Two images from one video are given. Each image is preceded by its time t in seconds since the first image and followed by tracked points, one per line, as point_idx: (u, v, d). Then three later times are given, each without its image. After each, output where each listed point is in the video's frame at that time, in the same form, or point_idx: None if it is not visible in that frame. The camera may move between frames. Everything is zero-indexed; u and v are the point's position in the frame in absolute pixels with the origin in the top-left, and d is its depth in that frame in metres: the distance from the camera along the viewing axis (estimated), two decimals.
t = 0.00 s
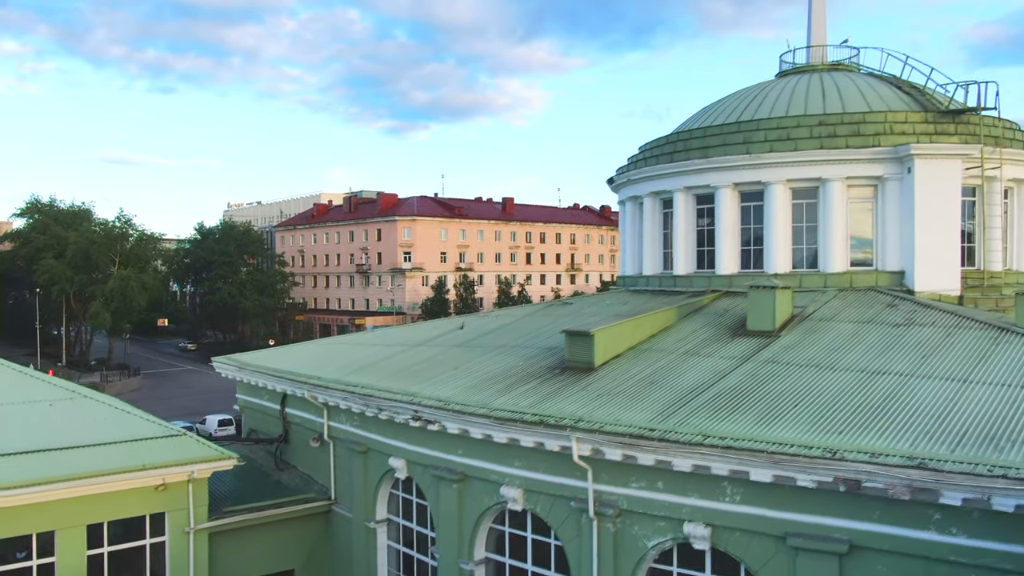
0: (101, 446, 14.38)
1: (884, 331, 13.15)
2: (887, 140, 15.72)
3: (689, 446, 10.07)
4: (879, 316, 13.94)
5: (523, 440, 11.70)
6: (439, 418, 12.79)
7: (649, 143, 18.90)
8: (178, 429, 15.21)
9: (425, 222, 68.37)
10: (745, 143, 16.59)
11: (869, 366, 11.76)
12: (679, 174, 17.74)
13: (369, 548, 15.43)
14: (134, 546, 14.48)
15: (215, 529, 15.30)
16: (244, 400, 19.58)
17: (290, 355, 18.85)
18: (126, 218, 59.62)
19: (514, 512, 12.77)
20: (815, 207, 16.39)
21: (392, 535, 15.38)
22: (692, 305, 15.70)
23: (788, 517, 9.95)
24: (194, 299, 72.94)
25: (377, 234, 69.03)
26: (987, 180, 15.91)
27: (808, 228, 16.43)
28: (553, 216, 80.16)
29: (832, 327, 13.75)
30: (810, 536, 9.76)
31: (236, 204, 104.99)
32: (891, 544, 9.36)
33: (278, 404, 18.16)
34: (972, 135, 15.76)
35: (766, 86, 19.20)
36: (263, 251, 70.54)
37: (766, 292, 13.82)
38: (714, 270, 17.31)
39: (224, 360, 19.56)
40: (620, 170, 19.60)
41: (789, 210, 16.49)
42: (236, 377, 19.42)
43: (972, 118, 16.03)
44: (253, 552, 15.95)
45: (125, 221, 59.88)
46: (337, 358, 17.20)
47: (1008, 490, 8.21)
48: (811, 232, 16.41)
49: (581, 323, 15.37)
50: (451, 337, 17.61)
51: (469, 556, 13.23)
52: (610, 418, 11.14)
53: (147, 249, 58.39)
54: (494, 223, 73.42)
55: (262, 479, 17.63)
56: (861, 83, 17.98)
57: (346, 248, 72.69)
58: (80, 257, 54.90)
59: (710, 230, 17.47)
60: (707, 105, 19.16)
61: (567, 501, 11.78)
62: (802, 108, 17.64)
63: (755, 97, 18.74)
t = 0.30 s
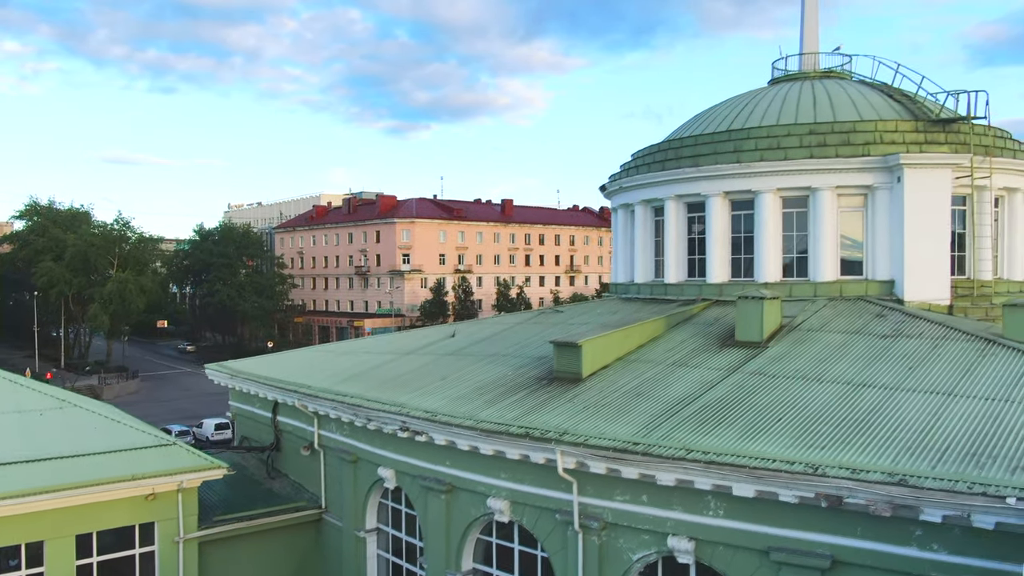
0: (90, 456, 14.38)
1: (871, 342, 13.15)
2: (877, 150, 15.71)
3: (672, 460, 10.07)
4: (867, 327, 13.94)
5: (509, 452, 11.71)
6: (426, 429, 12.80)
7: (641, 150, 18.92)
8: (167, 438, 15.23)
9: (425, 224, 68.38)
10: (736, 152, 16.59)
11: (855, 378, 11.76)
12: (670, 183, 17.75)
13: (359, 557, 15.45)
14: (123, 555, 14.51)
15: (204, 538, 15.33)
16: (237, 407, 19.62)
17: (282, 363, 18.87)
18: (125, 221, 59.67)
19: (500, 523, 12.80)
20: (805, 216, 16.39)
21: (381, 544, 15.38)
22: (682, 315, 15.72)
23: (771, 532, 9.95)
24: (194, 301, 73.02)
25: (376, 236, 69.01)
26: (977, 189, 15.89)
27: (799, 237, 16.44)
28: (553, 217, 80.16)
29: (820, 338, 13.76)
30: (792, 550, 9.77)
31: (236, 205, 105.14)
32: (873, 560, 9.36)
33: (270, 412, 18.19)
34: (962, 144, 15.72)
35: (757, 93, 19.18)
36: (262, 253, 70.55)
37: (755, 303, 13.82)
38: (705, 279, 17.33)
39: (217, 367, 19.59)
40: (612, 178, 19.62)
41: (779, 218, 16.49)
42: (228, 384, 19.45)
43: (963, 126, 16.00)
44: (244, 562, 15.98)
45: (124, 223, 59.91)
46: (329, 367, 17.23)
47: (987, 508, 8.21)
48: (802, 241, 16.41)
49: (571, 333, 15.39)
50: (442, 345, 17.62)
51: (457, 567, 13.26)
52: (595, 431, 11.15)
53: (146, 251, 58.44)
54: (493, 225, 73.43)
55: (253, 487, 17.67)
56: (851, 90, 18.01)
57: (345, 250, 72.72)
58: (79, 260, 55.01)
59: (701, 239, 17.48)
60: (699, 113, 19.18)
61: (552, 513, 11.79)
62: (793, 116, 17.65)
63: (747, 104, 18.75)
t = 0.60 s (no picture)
0: (79, 467, 14.39)
1: (858, 353, 13.16)
2: (867, 159, 15.72)
3: (655, 475, 10.07)
4: (855, 337, 13.94)
5: (494, 464, 11.70)
6: (413, 441, 12.80)
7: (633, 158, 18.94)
8: (156, 448, 15.24)
9: (423, 226, 68.41)
10: (726, 161, 16.58)
11: (841, 391, 11.76)
12: (661, 191, 17.75)
13: (348, 567, 15.45)
14: (113, 565, 14.52)
15: (194, 548, 15.33)
16: (229, 415, 19.65)
17: (274, 371, 18.89)
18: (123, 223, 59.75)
19: (487, 534, 12.81)
20: (795, 225, 16.39)
21: (370, 553, 15.40)
22: (671, 324, 15.73)
23: (754, 547, 9.95)
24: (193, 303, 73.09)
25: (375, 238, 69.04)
26: (967, 199, 15.88)
27: (788, 246, 16.44)
28: (552, 219, 80.16)
29: (807, 349, 13.76)
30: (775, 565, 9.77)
31: (236, 206, 105.26)
32: None
33: (261, 420, 18.21)
34: (952, 154, 15.67)
35: (749, 101, 19.18)
36: (261, 255, 70.58)
37: (742, 313, 13.82)
38: (696, 287, 17.34)
39: (209, 375, 19.61)
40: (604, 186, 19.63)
41: (769, 227, 16.50)
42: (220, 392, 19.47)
43: (954, 135, 15.95)
44: (234, 571, 15.97)
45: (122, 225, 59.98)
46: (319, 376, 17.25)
47: (967, 525, 8.20)
48: (792, 250, 16.41)
49: (560, 343, 15.41)
50: (433, 353, 17.65)
51: None
52: (579, 444, 11.16)
53: (144, 253, 58.49)
54: (491, 227, 73.45)
55: (244, 495, 17.69)
56: (842, 98, 18.03)
57: (343, 252, 72.76)
58: (77, 262, 55.10)
59: (692, 247, 17.49)
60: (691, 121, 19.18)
61: (538, 526, 11.80)
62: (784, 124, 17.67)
63: (738, 112, 18.77)
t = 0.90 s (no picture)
0: (67, 476, 14.40)
1: (845, 365, 13.15)
2: (856, 169, 15.70)
3: (637, 490, 10.07)
4: (843, 348, 13.94)
5: (479, 476, 11.68)
6: (399, 452, 12.79)
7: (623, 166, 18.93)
8: (145, 457, 15.27)
9: (422, 228, 68.40)
10: (716, 170, 16.56)
11: (826, 404, 11.76)
12: (652, 199, 17.74)
13: None
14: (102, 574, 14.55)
15: (183, 557, 15.36)
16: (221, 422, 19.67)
17: (265, 378, 18.91)
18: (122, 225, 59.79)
19: (473, 546, 12.82)
20: (785, 234, 16.38)
21: (358, 563, 15.39)
22: (660, 333, 15.73)
23: (736, 562, 9.94)
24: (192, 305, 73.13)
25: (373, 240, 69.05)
26: (956, 208, 15.87)
27: (778, 254, 16.43)
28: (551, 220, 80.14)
29: (795, 359, 13.75)
30: None
31: (235, 207, 105.67)
32: None
33: (252, 427, 18.22)
34: (941, 163, 15.76)
35: (739, 108, 19.20)
36: (260, 257, 70.58)
37: (730, 324, 13.81)
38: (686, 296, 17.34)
39: (201, 382, 19.62)
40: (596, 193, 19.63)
41: (759, 236, 16.49)
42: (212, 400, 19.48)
43: (944, 144, 15.99)
44: None
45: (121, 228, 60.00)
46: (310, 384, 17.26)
47: (945, 544, 8.17)
48: (782, 259, 16.40)
49: (549, 353, 15.41)
50: (424, 361, 17.66)
51: None
52: (564, 458, 11.16)
53: (143, 256, 58.48)
54: (490, 228, 73.46)
55: (235, 503, 17.71)
56: (831, 105, 18.04)
57: (342, 254, 72.79)
58: (75, 264, 55.14)
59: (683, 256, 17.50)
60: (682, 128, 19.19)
61: (523, 538, 11.80)
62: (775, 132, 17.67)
63: (729, 119, 18.77)
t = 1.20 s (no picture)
0: (56, 486, 14.42)
1: (831, 376, 13.15)
2: (846, 177, 15.69)
3: (619, 504, 10.07)
4: (830, 359, 13.93)
5: (464, 488, 11.68)
6: (386, 463, 12.79)
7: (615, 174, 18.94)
8: (134, 466, 15.27)
9: (421, 230, 68.40)
10: (705, 178, 16.55)
11: (811, 416, 11.76)
12: (642, 207, 17.73)
13: None
14: None
15: (172, 566, 15.39)
16: (213, 429, 19.69)
17: (257, 386, 18.93)
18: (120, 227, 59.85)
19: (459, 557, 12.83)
20: (774, 243, 16.38)
21: (348, 571, 15.42)
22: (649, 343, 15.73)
23: None
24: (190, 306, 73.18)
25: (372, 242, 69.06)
26: (946, 216, 15.87)
27: (768, 263, 16.43)
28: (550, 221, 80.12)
29: (782, 370, 13.75)
30: None
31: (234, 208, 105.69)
32: None
33: (244, 435, 18.23)
34: (930, 171, 15.67)
35: (731, 116, 19.19)
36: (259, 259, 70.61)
37: (717, 334, 13.81)
38: (676, 304, 17.33)
39: (193, 389, 19.64)
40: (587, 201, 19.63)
41: (748, 245, 16.49)
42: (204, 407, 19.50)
43: (934, 153, 15.90)
44: None
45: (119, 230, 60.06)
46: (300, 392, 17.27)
47: (923, 562, 8.17)
48: (771, 267, 16.40)
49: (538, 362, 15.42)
50: (415, 369, 17.68)
51: None
52: (548, 471, 11.16)
53: (142, 259, 58.54)
54: (489, 230, 73.44)
55: (226, 511, 17.74)
56: (823, 113, 18.03)
57: (341, 255, 72.81)
58: (73, 267, 55.20)
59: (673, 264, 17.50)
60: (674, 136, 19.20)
61: (508, 550, 11.80)
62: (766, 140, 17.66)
63: (721, 127, 18.77)
